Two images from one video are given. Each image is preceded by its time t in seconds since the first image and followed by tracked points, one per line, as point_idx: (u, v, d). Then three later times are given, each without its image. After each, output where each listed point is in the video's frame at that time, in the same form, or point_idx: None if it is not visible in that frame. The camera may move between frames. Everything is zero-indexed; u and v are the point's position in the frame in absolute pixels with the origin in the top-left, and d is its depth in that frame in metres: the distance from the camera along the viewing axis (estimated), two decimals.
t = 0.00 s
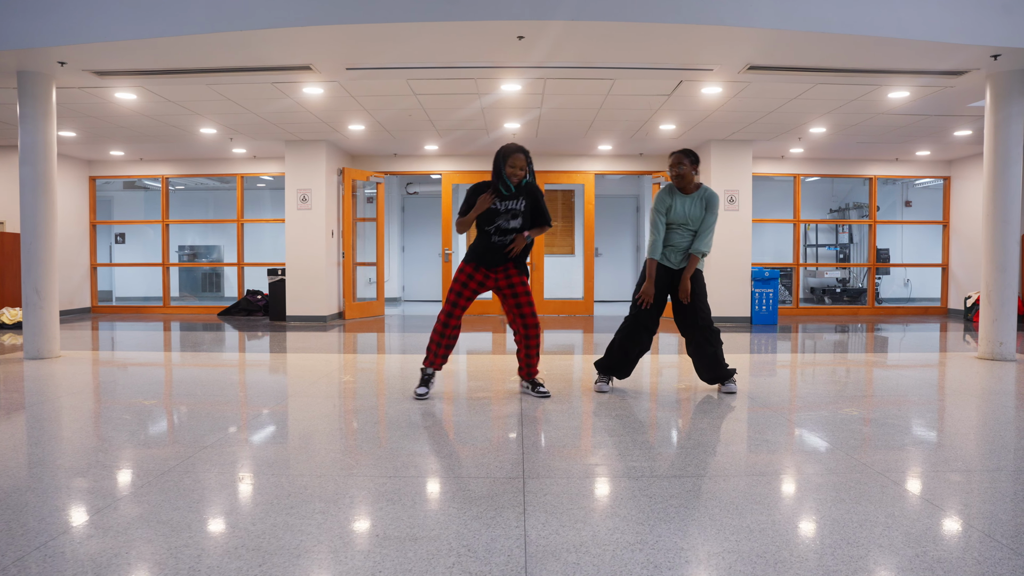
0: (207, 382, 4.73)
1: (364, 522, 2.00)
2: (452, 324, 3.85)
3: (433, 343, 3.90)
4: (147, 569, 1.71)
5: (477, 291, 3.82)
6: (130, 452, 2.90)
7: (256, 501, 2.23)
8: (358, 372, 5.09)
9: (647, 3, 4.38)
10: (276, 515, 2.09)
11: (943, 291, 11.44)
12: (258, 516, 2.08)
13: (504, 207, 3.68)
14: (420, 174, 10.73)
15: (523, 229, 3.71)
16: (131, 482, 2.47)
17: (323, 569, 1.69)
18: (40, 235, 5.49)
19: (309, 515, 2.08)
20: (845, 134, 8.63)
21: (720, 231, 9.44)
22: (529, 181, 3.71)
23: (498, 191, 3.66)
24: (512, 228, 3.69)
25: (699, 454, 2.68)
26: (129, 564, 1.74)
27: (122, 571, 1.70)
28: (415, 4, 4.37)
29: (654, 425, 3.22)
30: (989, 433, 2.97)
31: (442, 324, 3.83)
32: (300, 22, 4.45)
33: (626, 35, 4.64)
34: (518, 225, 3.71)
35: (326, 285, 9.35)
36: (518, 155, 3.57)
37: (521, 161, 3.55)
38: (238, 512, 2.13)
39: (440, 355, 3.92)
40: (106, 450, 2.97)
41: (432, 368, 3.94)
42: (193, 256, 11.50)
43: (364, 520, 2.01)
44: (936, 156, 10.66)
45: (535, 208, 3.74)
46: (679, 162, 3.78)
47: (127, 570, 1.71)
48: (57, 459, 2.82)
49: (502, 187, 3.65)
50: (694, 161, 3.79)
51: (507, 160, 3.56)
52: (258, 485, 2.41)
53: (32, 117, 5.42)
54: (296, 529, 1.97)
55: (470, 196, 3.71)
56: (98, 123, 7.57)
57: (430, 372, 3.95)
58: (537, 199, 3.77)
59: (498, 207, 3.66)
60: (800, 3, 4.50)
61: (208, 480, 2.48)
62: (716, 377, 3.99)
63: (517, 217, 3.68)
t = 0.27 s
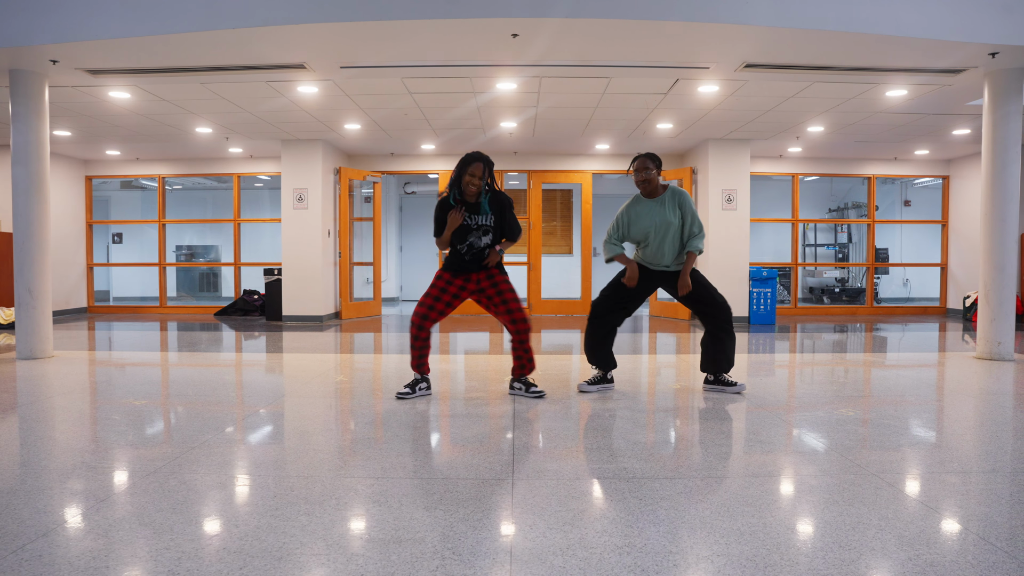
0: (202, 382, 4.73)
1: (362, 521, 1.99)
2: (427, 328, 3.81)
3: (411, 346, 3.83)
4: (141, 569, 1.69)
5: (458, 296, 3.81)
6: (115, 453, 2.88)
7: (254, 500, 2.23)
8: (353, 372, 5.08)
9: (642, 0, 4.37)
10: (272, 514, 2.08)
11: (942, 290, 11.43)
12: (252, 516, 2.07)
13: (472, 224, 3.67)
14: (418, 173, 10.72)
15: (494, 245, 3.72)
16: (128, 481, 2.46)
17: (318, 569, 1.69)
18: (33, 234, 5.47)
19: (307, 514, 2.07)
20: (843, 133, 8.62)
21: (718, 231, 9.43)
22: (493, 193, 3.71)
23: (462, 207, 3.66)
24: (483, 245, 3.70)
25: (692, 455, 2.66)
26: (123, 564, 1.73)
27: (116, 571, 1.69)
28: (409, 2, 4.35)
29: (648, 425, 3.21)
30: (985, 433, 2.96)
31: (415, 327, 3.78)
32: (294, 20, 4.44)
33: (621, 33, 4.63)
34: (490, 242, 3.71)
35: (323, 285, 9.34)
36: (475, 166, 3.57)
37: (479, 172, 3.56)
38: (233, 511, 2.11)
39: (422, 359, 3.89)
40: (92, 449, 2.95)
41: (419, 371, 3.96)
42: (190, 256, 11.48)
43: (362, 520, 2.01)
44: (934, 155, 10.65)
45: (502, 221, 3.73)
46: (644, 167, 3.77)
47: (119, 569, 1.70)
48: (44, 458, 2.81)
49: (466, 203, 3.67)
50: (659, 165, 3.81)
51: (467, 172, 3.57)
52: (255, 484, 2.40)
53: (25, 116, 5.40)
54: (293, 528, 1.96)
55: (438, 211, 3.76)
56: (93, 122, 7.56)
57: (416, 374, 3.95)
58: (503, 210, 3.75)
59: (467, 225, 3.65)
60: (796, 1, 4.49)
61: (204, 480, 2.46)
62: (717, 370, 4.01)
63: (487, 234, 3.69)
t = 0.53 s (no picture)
0: (197, 381, 4.71)
1: (360, 522, 1.98)
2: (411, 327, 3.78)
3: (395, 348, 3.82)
4: (136, 569, 1.69)
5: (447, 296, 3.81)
6: (105, 452, 2.86)
7: (250, 499, 2.22)
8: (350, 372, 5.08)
9: None
10: (269, 515, 2.06)
11: (942, 290, 11.41)
12: (247, 516, 2.06)
13: (470, 224, 3.65)
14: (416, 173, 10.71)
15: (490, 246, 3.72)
16: (125, 481, 2.45)
17: (313, 569, 1.68)
18: (28, 233, 5.46)
19: (305, 514, 2.07)
20: (842, 132, 8.60)
21: (717, 230, 9.42)
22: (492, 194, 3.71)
23: (462, 205, 3.64)
24: (479, 245, 3.69)
25: (688, 455, 2.65)
26: (119, 564, 1.72)
27: (112, 571, 1.68)
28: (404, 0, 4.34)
29: (643, 425, 3.20)
30: (983, 434, 2.95)
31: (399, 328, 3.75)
32: (289, 18, 4.42)
33: (618, 31, 4.62)
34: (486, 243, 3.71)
35: (321, 285, 9.34)
36: (480, 164, 3.58)
37: (484, 170, 3.58)
38: (230, 512, 2.10)
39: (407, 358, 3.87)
40: (83, 449, 2.94)
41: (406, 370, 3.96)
42: (188, 256, 11.47)
43: (359, 520, 1.99)
44: (933, 155, 10.64)
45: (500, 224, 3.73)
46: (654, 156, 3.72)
47: (115, 569, 1.69)
48: (35, 458, 2.80)
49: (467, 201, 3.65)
50: (668, 156, 3.74)
51: (473, 168, 3.58)
52: (253, 484, 2.39)
53: (20, 115, 5.39)
54: (290, 527, 1.96)
55: (435, 202, 3.65)
56: (90, 121, 7.55)
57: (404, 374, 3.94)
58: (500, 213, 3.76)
59: (466, 223, 3.62)
60: None
61: (202, 480, 2.45)
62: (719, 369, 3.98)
63: (485, 235, 3.69)
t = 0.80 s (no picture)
0: (192, 381, 4.70)
1: (358, 522, 1.97)
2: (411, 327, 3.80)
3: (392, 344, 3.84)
4: (133, 569, 1.67)
5: (446, 296, 3.78)
6: (95, 452, 2.85)
7: (246, 498, 2.21)
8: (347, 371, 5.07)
9: None
10: (267, 515, 2.05)
11: (941, 290, 11.39)
12: (247, 516, 2.05)
13: (462, 229, 3.61)
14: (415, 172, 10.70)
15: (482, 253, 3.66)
16: (122, 480, 2.44)
17: (311, 568, 1.67)
18: (23, 232, 5.45)
19: (303, 513, 2.06)
20: (841, 131, 8.58)
21: (715, 230, 9.40)
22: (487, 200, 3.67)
23: (454, 208, 3.63)
24: (470, 253, 3.63)
25: (682, 455, 2.63)
26: (116, 564, 1.71)
27: (109, 571, 1.67)
28: None
29: (638, 425, 3.19)
30: (980, 434, 2.94)
31: (399, 327, 3.77)
32: (284, 16, 4.41)
33: (615, 29, 4.61)
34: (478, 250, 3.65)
35: (319, 284, 9.33)
36: (472, 166, 3.58)
37: (475, 171, 3.58)
38: (227, 512, 2.09)
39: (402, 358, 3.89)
40: (73, 448, 2.93)
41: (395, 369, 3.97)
42: (187, 255, 11.46)
43: (357, 520, 1.98)
44: (933, 155, 10.63)
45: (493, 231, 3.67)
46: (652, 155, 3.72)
47: (108, 570, 1.68)
48: (25, 458, 2.79)
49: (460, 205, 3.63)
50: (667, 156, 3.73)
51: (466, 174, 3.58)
52: (250, 484, 2.38)
53: (15, 113, 5.39)
54: (288, 527, 1.95)
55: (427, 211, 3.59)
56: (87, 120, 7.54)
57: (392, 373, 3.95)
58: (495, 220, 3.70)
59: (456, 228, 3.59)
60: None
61: (200, 481, 2.43)
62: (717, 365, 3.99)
63: (476, 242, 3.64)
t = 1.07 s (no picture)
0: (182, 381, 4.67)
1: (353, 522, 1.95)
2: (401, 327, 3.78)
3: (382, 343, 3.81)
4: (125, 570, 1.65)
5: (438, 296, 3.77)
6: (75, 453, 2.82)
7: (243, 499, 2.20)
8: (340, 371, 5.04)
9: None
10: (262, 516, 2.03)
11: (939, 289, 11.37)
12: (242, 516, 2.03)
13: (459, 219, 3.59)
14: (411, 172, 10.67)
15: (479, 243, 3.62)
16: (117, 481, 2.42)
17: (304, 568, 1.66)
18: (13, 231, 5.43)
19: (298, 513, 2.05)
20: (837, 130, 8.56)
21: (711, 229, 9.39)
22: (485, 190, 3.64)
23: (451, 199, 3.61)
24: (467, 242, 3.60)
25: (672, 456, 2.61)
26: (107, 564, 1.69)
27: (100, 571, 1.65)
28: None
29: (628, 425, 3.16)
30: (972, 433, 2.91)
31: (389, 326, 3.74)
32: (274, 13, 4.39)
33: (607, 26, 4.58)
34: (475, 242, 3.62)
35: (314, 284, 9.30)
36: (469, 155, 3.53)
37: (473, 160, 3.51)
38: (222, 512, 2.07)
39: (391, 357, 3.86)
40: (55, 449, 2.90)
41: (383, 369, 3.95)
42: (183, 255, 11.43)
43: (352, 521, 1.96)
44: (930, 153, 10.62)
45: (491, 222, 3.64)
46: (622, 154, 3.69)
47: (101, 569, 1.66)
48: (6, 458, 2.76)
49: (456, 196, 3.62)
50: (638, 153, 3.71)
51: (459, 164, 3.52)
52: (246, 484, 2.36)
53: (5, 111, 5.36)
54: (283, 526, 1.94)
55: (420, 205, 3.62)
56: (80, 119, 7.51)
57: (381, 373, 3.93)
58: (493, 211, 3.67)
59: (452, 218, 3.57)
60: None
61: (195, 482, 2.39)
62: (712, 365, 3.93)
63: (474, 231, 3.60)
